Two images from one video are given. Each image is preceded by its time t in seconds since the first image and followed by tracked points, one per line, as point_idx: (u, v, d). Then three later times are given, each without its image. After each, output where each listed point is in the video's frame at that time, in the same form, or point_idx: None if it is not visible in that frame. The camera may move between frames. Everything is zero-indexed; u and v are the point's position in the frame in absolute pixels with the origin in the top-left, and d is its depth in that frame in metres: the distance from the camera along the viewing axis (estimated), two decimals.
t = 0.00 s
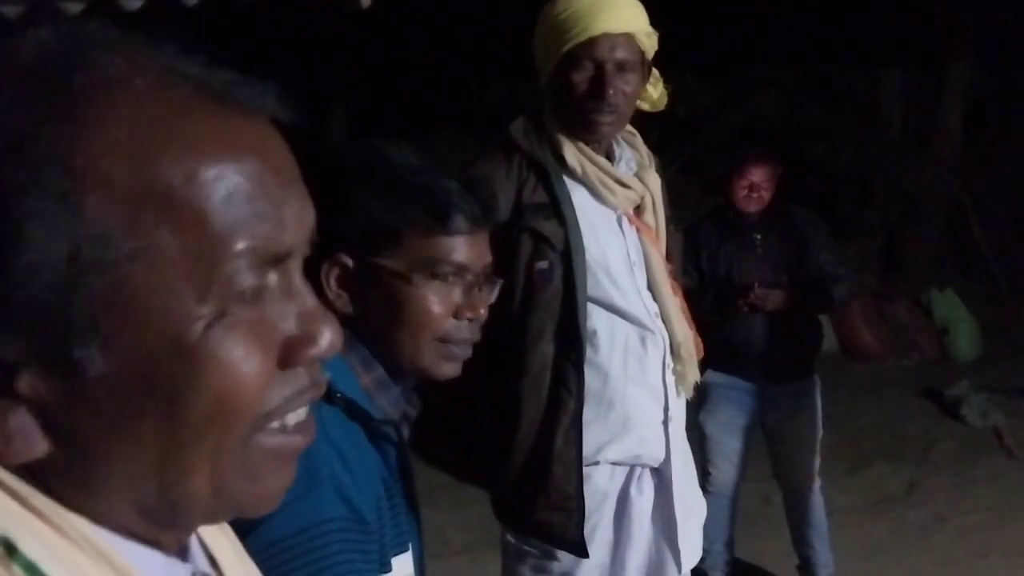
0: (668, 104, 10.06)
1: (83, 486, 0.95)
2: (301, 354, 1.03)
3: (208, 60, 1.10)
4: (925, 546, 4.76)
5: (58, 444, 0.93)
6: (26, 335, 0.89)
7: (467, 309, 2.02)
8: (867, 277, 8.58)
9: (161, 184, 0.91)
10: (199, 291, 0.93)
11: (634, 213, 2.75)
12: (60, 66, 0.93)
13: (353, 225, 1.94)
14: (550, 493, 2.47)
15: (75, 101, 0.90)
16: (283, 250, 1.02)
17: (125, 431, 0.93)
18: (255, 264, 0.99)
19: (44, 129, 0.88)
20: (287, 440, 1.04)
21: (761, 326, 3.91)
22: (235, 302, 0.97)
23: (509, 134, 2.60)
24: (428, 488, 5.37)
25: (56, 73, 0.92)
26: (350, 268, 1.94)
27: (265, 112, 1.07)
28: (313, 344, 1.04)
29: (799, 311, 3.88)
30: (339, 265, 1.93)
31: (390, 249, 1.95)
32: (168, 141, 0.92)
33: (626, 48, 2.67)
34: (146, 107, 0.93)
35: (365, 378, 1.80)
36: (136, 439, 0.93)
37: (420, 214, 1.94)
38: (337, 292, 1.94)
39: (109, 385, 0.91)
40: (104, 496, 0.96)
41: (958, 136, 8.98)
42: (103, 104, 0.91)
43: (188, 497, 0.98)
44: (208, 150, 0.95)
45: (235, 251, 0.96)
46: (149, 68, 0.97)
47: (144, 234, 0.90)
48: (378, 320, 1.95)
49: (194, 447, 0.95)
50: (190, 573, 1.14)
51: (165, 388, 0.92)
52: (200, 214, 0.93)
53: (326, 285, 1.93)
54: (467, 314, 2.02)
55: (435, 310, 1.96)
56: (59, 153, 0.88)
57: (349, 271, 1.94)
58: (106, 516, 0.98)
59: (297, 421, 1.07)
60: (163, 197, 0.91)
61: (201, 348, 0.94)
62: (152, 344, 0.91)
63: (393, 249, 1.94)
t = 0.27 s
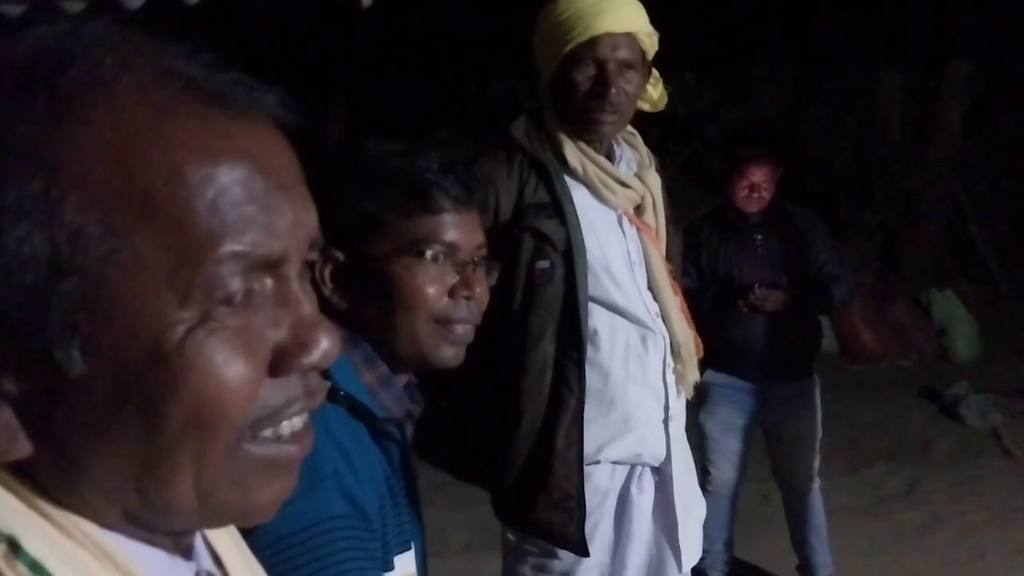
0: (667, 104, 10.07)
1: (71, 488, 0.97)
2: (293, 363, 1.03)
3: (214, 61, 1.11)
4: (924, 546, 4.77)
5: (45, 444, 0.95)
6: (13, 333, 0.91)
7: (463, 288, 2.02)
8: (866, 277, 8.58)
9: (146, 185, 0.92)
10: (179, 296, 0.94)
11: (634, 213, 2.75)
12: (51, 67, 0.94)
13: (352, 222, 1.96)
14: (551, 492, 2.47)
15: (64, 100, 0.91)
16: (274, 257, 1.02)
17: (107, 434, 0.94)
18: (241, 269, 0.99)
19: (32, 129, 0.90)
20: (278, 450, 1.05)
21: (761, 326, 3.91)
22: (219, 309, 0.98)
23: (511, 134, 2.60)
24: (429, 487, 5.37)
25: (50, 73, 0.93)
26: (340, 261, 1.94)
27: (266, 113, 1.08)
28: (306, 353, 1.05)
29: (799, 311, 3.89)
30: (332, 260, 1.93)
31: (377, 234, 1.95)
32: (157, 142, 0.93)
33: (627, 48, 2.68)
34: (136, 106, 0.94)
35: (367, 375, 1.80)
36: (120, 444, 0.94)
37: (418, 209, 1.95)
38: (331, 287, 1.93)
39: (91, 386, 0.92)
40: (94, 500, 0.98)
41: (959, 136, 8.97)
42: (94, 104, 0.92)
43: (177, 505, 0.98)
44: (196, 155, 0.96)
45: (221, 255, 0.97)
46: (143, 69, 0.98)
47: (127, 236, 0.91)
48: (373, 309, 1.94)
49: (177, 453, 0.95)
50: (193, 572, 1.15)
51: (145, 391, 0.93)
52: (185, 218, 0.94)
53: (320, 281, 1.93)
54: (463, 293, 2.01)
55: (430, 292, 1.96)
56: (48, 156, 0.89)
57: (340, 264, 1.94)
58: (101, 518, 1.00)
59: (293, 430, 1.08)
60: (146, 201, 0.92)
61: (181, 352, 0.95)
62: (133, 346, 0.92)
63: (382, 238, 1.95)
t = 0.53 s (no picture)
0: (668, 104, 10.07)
1: (73, 489, 0.97)
2: (295, 360, 1.03)
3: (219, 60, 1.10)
4: (925, 547, 4.76)
5: (45, 444, 0.95)
6: (15, 334, 0.91)
7: (466, 294, 2.02)
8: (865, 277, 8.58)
9: (146, 181, 0.92)
10: (179, 295, 0.94)
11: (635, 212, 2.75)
12: (54, 66, 0.94)
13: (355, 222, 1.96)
14: (552, 492, 2.47)
15: (64, 101, 0.91)
16: (274, 254, 1.02)
17: (107, 433, 0.94)
18: (242, 267, 0.99)
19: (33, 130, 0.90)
20: (280, 449, 1.05)
21: (761, 326, 3.91)
22: (219, 309, 0.98)
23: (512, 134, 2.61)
24: (429, 486, 5.37)
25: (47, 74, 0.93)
26: (344, 263, 1.93)
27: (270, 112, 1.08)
28: (308, 349, 1.04)
29: (800, 311, 3.89)
30: (335, 261, 1.92)
31: (383, 237, 1.96)
32: (157, 141, 0.94)
33: (629, 48, 2.68)
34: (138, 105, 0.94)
35: (367, 375, 1.81)
36: (120, 443, 0.94)
37: (418, 206, 1.96)
38: (335, 287, 1.93)
39: (91, 385, 0.93)
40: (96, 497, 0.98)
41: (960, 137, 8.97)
42: (94, 102, 0.92)
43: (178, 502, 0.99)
44: (196, 154, 0.96)
45: (222, 252, 0.97)
46: (143, 67, 0.98)
47: (129, 235, 0.91)
48: (375, 313, 1.94)
49: (177, 453, 0.96)
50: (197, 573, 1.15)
51: (145, 390, 0.93)
52: (187, 216, 0.94)
53: (323, 281, 1.92)
54: (466, 298, 2.01)
55: (433, 296, 1.95)
56: (52, 154, 0.89)
57: (344, 265, 1.93)
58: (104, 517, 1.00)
59: (296, 428, 1.08)
60: (146, 200, 0.92)
61: (180, 351, 0.95)
62: (133, 345, 0.92)
63: (388, 239, 1.96)
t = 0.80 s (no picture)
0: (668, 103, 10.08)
1: (71, 489, 0.89)
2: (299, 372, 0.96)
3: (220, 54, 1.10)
4: (925, 547, 4.77)
5: (47, 443, 0.87)
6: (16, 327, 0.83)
7: (467, 293, 2.02)
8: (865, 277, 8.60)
9: (164, 184, 0.84)
10: (190, 304, 0.87)
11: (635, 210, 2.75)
12: (70, 59, 0.87)
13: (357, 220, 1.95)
14: (553, 491, 2.48)
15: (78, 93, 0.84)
16: (288, 264, 0.95)
17: (110, 436, 0.87)
18: (258, 275, 0.92)
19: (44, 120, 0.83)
20: (279, 460, 0.97)
21: (762, 326, 3.92)
22: (232, 318, 0.91)
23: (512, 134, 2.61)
24: (429, 485, 5.38)
25: (62, 65, 0.87)
26: (346, 261, 1.94)
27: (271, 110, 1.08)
28: (311, 359, 0.97)
29: (801, 311, 3.89)
30: (337, 259, 1.93)
31: (385, 236, 1.95)
32: (175, 138, 0.86)
33: (629, 47, 2.68)
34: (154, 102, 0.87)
35: (369, 374, 1.81)
36: (119, 449, 0.87)
37: (418, 205, 1.95)
38: (337, 286, 1.94)
39: (98, 387, 0.85)
40: (88, 499, 0.90)
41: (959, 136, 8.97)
42: (109, 98, 0.85)
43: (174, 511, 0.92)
44: (213, 150, 0.88)
45: (237, 263, 0.90)
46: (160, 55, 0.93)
47: (146, 238, 0.84)
48: (375, 311, 1.94)
49: (177, 462, 0.89)
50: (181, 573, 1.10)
51: (154, 400, 0.86)
52: (205, 222, 0.87)
53: (324, 280, 1.93)
54: (468, 298, 2.02)
55: (435, 295, 1.96)
56: (65, 148, 0.82)
57: (346, 264, 1.94)
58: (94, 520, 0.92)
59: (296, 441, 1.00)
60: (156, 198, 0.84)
61: (193, 362, 0.88)
62: (144, 351, 0.85)
63: (389, 238, 1.95)
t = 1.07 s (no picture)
0: (668, 102, 10.07)
1: (75, 491, 0.87)
2: (309, 388, 0.94)
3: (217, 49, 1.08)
4: (926, 546, 4.76)
5: (66, 442, 0.84)
6: (39, 325, 0.80)
7: (469, 298, 2.01)
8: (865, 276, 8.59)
9: (200, 198, 0.82)
10: (217, 319, 0.84)
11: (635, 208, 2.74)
12: (119, 67, 0.85)
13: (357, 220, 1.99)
14: (554, 490, 2.47)
15: (126, 100, 0.82)
16: (316, 284, 0.92)
17: (127, 443, 0.84)
18: (284, 296, 0.89)
19: (89, 121, 0.80)
20: (281, 472, 0.95)
21: (762, 324, 3.92)
22: (257, 333, 0.88)
23: (512, 131, 2.60)
24: (428, 483, 5.39)
25: (99, 71, 0.84)
26: (347, 261, 1.97)
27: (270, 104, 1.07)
28: (320, 375, 0.95)
29: (801, 310, 3.88)
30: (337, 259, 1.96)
31: (386, 237, 1.97)
32: (210, 149, 0.83)
33: (629, 44, 2.67)
34: (198, 117, 0.85)
35: (366, 372, 1.80)
36: (130, 458, 0.85)
37: (418, 207, 1.98)
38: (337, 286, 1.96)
39: (119, 394, 0.82)
40: (91, 499, 0.87)
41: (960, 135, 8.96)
42: (154, 108, 0.83)
43: (173, 520, 0.89)
44: (247, 164, 0.85)
45: (265, 284, 0.87)
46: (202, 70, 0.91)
47: (177, 251, 0.81)
48: (374, 312, 1.93)
49: (187, 475, 0.87)
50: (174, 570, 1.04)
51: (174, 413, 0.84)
52: (238, 239, 0.84)
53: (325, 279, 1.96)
54: (469, 302, 2.01)
55: (435, 298, 1.95)
56: (100, 149, 0.79)
57: (346, 264, 1.97)
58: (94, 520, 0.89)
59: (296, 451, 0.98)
60: (186, 212, 0.81)
61: (216, 380, 0.85)
62: (165, 367, 0.83)
63: (389, 240, 1.97)
